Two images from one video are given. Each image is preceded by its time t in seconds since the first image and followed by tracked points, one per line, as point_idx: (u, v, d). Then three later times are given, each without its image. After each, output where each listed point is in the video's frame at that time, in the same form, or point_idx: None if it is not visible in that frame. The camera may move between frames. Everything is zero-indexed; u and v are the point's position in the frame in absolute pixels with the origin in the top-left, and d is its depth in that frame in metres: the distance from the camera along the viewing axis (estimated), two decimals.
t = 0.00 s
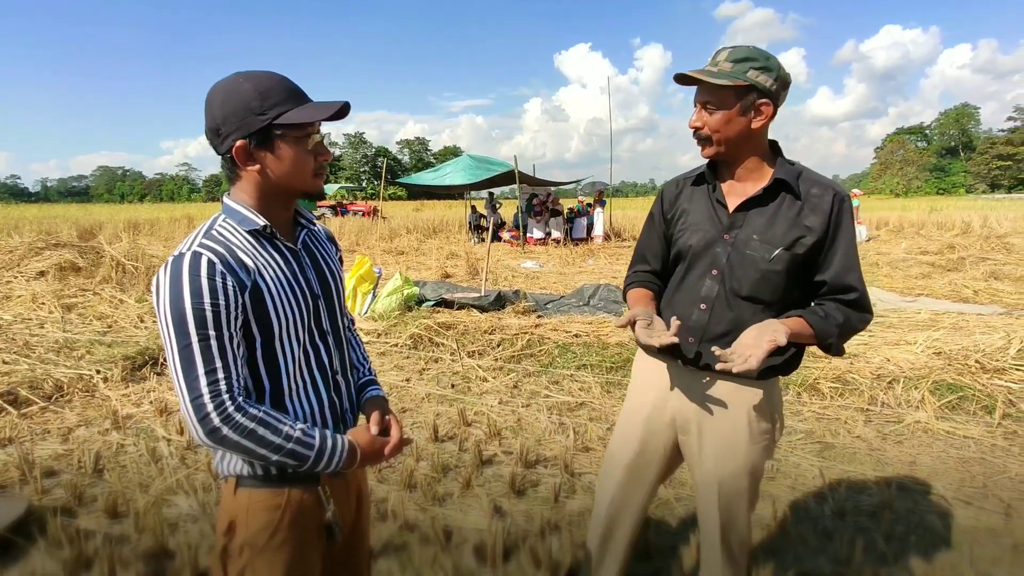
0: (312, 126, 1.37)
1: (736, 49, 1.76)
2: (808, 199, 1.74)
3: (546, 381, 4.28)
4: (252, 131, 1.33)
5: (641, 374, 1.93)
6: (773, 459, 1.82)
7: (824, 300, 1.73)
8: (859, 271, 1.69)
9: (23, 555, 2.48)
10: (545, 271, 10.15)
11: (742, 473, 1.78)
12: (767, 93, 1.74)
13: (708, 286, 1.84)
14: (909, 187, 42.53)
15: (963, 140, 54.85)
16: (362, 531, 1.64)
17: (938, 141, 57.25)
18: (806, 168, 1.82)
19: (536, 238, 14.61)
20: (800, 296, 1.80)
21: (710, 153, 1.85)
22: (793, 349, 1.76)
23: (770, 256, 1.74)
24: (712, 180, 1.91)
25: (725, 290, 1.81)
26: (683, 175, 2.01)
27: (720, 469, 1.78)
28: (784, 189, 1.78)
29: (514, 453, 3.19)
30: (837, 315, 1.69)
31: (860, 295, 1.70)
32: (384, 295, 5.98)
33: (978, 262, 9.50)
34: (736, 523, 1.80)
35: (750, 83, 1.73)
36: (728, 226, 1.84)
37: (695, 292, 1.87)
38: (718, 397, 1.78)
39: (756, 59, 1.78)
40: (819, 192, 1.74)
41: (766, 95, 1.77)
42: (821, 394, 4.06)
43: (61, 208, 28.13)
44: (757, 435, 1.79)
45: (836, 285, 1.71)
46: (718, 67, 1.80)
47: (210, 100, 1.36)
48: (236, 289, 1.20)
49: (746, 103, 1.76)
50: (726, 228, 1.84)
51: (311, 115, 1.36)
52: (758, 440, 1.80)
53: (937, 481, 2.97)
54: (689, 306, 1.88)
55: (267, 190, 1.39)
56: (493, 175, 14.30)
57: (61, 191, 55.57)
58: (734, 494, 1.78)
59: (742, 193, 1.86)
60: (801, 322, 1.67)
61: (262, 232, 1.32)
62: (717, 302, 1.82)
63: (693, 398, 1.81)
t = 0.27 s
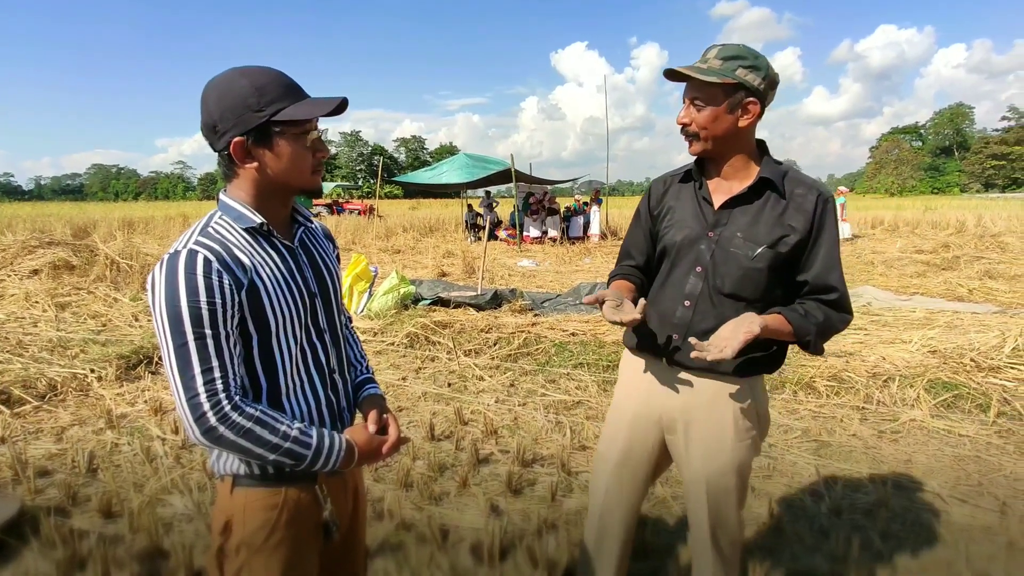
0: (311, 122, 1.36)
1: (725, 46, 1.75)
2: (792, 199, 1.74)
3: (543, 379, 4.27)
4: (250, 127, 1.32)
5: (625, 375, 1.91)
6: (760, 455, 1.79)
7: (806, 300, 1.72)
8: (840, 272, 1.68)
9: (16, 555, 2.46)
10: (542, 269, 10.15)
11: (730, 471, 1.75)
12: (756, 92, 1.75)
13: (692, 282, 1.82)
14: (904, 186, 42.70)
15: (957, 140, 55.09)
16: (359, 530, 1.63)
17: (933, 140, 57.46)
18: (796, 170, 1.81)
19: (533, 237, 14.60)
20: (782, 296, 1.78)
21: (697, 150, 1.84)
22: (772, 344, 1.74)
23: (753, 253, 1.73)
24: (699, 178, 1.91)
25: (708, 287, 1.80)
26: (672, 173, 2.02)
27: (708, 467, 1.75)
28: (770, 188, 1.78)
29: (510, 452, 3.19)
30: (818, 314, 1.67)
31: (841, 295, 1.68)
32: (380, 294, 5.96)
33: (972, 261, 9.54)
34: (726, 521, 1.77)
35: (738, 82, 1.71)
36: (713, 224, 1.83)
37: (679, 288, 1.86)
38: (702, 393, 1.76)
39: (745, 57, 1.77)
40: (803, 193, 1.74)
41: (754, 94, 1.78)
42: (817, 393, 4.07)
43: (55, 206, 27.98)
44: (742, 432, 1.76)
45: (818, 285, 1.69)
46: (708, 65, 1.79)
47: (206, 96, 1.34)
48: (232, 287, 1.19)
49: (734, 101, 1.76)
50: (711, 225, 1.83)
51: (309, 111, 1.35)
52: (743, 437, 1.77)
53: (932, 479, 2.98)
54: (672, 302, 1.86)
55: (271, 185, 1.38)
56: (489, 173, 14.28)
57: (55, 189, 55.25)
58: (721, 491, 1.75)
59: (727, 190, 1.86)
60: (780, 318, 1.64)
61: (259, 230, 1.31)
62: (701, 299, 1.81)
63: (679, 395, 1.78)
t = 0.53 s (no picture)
0: (308, 121, 1.35)
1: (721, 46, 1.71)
2: (775, 201, 1.70)
3: (541, 380, 4.26)
4: (248, 126, 1.30)
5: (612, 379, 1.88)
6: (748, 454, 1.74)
7: (788, 303, 1.68)
8: (823, 274, 1.64)
9: (10, 558, 2.44)
10: (540, 269, 10.14)
11: (719, 471, 1.71)
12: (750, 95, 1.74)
13: (675, 282, 1.78)
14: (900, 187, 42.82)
15: (953, 140, 55.26)
16: (358, 534, 1.61)
17: (929, 140, 57.63)
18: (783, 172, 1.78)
19: (530, 237, 14.59)
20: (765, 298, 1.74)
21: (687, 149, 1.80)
22: (755, 347, 1.72)
23: (735, 253, 1.68)
24: (684, 177, 1.87)
25: (690, 287, 1.75)
26: (657, 172, 1.98)
27: (696, 468, 1.71)
28: (754, 189, 1.74)
29: (508, 453, 3.17)
30: (799, 318, 1.63)
31: (822, 297, 1.64)
32: (377, 294, 5.94)
33: (969, 261, 9.57)
34: (718, 523, 1.72)
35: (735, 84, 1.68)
36: (697, 224, 1.79)
37: (662, 288, 1.82)
38: (687, 392, 1.72)
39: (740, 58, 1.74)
40: (786, 195, 1.70)
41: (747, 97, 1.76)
42: (815, 393, 4.06)
43: (51, 206, 27.89)
44: (729, 431, 1.72)
45: (800, 287, 1.65)
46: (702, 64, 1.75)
47: (202, 94, 1.32)
48: (230, 288, 1.17)
49: (725, 99, 1.73)
50: (694, 225, 1.78)
51: (307, 110, 1.33)
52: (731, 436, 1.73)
53: (931, 479, 2.97)
54: (655, 302, 1.82)
55: (269, 185, 1.36)
56: (487, 173, 14.26)
57: (51, 188, 55.06)
58: (711, 492, 1.71)
59: (712, 191, 1.83)
60: (762, 323, 1.62)
61: (256, 230, 1.29)
62: (683, 299, 1.76)
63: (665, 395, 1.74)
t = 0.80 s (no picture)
0: (306, 118, 1.34)
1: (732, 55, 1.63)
2: (761, 195, 1.67)
3: (540, 380, 4.25)
4: (245, 123, 1.28)
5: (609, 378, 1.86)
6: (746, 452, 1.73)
7: (779, 296, 1.66)
8: (813, 266, 1.62)
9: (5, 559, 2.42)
10: (538, 270, 10.12)
11: (717, 470, 1.69)
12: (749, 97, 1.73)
13: (668, 281, 1.76)
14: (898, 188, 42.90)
15: (951, 141, 55.37)
16: (357, 535, 1.60)
17: (927, 141, 57.75)
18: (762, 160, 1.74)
19: (529, 237, 14.59)
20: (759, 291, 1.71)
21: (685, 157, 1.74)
22: (748, 344, 1.70)
23: (725, 251, 1.66)
24: (670, 177, 1.84)
25: (683, 286, 1.73)
26: (641, 172, 1.94)
27: (694, 467, 1.69)
28: (739, 184, 1.71)
29: (508, 453, 3.16)
30: (791, 311, 1.61)
31: (814, 288, 1.62)
32: (376, 294, 5.92)
33: (967, 261, 9.57)
34: (716, 522, 1.71)
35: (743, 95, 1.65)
36: (685, 222, 1.75)
37: (654, 288, 1.79)
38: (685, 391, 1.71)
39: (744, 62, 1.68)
40: (772, 187, 1.67)
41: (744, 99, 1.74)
42: (815, 393, 4.05)
43: (48, 206, 27.84)
44: (727, 430, 1.70)
45: (791, 280, 1.63)
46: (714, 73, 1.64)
47: (197, 91, 1.30)
48: (229, 285, 1.15)
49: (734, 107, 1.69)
50: (683, 223, 1.75)
51: (305, 107, 1.32)
52: (728, 434, 1.71)
53: (932, 480, 2.96)
54: (648, 303, 1.80)
55: (267, 183, 1.35)
56: (486, 173, 14.25)
57: (49, 189, 54.98)
58: (709, 491, 1.69)
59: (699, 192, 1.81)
60: (753, 319, 1.60)
61: (253, 226, 1.28)
62: (676, 298, 1.74)
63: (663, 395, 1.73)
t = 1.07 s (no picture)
0: (303, 120, 1.33)
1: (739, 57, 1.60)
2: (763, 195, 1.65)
3: (543, 382, 4.23)
4: (241, 125, 1.27)
5: (610, 383, 1.83)
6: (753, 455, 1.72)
7: (782, 297, 1.65)
8: (817, 265, 1.60)
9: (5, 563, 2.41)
10: (541, 272, 10.11)
11: (724, 474, 1.68)
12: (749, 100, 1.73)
13: (672, 286, 1.73)
14: (901, 189, 42.81)
15: (954, 142, 55.24)
16: (357, 538, 1.59)
17: (930, 142, 57.64)
18: (761, 163, 1.72)
19: (531, 239, 14.58)
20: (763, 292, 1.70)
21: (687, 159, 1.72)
22: (751, 346, 1.69)
23: (730, 253, 1.64)
24: (668, 180, 1.80)
25: (688, 290, 1.70)
26: (637, 174, 1.90)
27: (702, 470, 1.67)
28: (741, 186, 1.69)
29: (510, 456, 3.14)
30: (794, 312, 1.60)
31: (817, 287, 1.60)
32: (378, 296, 5.91)
33: (971, 263, 9.53)
34: (724, 526, 1.69)
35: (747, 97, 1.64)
36: (688, 225, 1.73)
37: (659, 293, 1.76)
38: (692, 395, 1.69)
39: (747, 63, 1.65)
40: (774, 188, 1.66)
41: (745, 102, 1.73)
42: (820, 396, 4.03)
43: (52, 209, 27.92)
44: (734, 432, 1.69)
45: (795, 281, 1.62)
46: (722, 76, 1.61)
47: (193, 91, 1.28)
48: (229, 287, 1.14)
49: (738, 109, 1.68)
50: (686, 227, 1.73)
51: (302, 109, 1.31)
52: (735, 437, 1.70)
53: (938, 483, 2.94)
54: (654, 308, 1.77)
55: (263, 185, 1.33)
56: (488, 175, 14.25)
57: (53, 191, 55.15)
58: (718, 494, 1.67)
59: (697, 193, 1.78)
60: (753, 322, 1.58)
61: (252, 228, 1.26)
62: (682, 303, 1.72)
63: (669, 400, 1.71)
